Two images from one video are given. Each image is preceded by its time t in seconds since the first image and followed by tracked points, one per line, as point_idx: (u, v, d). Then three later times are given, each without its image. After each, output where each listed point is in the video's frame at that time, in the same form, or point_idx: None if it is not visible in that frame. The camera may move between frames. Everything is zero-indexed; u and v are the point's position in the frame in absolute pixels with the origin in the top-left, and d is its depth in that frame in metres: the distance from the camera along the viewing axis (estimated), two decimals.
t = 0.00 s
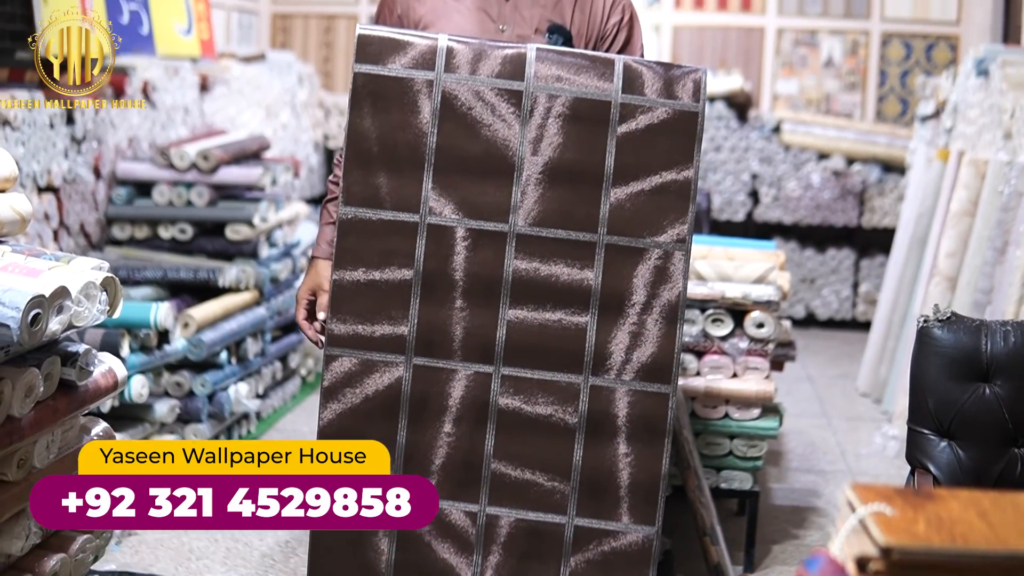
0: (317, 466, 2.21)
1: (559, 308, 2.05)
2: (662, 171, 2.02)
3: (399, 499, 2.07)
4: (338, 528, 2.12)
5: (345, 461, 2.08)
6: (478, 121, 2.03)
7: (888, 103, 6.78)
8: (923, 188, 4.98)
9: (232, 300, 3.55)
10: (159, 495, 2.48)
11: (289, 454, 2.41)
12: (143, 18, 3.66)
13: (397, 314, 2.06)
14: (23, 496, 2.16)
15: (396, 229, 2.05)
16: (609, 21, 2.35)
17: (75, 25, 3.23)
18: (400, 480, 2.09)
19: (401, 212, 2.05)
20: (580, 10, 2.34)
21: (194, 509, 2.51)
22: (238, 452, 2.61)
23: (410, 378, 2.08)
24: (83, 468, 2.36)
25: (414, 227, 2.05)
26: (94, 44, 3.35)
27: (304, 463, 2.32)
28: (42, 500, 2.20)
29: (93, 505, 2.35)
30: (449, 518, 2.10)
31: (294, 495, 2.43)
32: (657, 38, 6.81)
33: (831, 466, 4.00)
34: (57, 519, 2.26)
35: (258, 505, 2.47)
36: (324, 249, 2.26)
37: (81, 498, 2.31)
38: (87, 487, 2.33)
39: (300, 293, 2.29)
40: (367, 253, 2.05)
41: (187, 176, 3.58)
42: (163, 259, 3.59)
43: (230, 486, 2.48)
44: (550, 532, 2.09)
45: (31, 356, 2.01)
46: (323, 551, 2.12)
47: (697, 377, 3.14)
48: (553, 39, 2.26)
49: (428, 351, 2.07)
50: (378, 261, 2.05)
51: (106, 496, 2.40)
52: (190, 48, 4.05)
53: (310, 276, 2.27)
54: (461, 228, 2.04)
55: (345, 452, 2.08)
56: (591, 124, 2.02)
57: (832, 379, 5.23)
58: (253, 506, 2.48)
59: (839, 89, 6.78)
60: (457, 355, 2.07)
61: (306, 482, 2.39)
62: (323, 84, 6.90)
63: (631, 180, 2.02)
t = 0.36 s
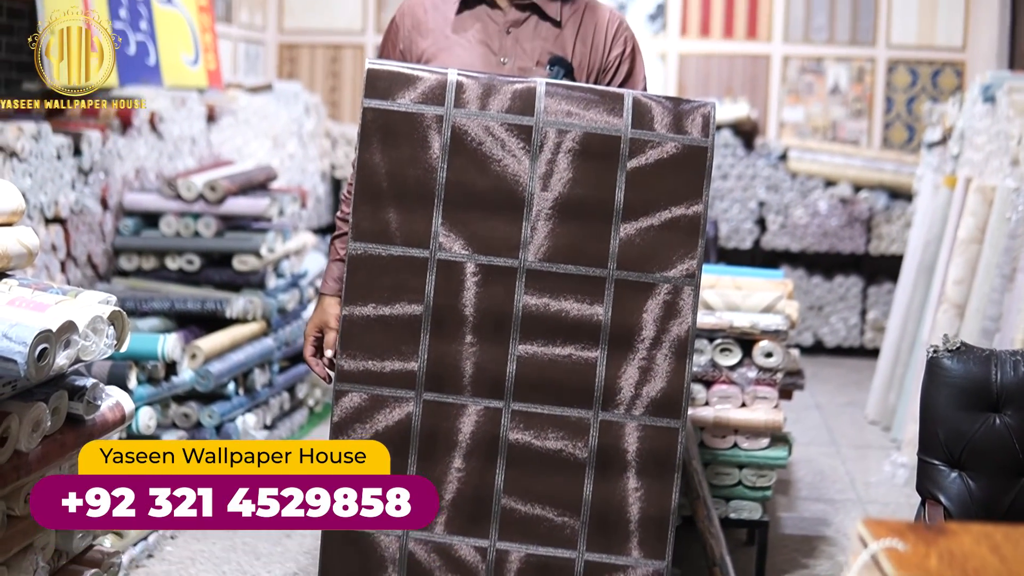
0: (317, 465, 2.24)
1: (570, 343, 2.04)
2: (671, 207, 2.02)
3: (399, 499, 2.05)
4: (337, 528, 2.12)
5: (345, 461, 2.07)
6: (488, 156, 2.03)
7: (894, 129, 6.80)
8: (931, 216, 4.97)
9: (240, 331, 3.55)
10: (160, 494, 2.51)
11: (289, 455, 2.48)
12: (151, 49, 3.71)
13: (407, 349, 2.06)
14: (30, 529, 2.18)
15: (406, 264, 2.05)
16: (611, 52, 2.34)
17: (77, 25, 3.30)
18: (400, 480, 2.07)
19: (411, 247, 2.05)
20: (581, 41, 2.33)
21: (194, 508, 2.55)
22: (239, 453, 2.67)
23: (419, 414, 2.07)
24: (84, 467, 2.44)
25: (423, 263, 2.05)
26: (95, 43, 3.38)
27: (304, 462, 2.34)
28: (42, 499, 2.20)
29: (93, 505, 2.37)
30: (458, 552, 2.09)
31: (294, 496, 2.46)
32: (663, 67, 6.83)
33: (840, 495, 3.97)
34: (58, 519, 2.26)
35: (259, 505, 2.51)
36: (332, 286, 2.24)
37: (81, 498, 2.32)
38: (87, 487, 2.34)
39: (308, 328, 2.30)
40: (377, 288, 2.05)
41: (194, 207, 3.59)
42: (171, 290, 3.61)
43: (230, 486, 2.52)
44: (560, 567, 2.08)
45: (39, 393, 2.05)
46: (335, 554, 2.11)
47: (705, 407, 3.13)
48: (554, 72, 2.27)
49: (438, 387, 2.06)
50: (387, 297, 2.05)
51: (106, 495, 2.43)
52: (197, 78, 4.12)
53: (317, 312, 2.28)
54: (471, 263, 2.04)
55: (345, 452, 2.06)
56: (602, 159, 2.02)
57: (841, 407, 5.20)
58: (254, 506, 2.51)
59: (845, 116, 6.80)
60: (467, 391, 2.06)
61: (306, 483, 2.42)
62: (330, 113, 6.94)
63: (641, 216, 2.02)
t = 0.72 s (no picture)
0: (318, 465, 2.25)
1: (576, 379, 2.04)
2: (677, 241, 2.01)
3: (399, 499, 2.01)
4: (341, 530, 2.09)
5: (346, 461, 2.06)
6: (492, 192, 2.02)
7: (901, 156, 6.81)
8: (938, 243, 4.96)
9: (246, 359, 3.55)
10: (159, 494, 2.40)
11: (289, 453, 2.42)
12: (157, 76, 3.89)
13: (413, 386, 2.05)
14: (36, 561, 2.24)
15: (411, 301, 2.04)
16: (618, 81, 2.35)
17: (78, 24, 3.36)
18: (400, 480, 2.04)
19: (416, 284, 2.04)
20: (588, 70, 2.35)
21: (194, 509, 2.43)
22: (239, 452, 2.57)
23: (426, 452, 2.06)
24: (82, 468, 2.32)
25: (428, 299, 2.04)
26: (94, 44, 3.43)
27: (304, 462, 2.35)
28: (41, 499, 2.22)
29: (93, 506, 2.34)
30: None
31: (295, 495, 2.38)
32: (669, 94, 6.86)
33: (849, 524, 3.93)
34: (57, 519, 2.26)
35: (258, 505, 2.40)
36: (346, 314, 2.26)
37: (81, 498, 2.31)
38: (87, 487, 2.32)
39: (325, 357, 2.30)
40: (381, 325, 2.04)
41: (200, 236, 3.62)
42: (177, 318, 3.61)
43: (230, 486, 2.42)
44: None
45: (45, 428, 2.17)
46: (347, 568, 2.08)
47: (713, 437, 3.11)
48: (560, 102, 2.26)
49: (443, 423, 2.05)
50: (392, 334, 2.04)
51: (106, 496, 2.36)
52: (203, 106, 4.33)
53: (333, 340, 2.29)
54: (476, 300, 2.03)
55: (346, 452, 2.04)
56: (608, 195, 2.02)
57: (849, 436, 5.16)
58: (254, 506, 2.40)
59: (852, 143, 6.81)
60: (473, 427, 2.05)
61: (307, 482, 2.35)
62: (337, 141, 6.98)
63: (647, 251, 2.02)
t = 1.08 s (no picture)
0: (318, 465, 2.29)
1: (582, 411, 2.02)
2: (684, 273, 2.00)
3: (399, 500, 1.98)
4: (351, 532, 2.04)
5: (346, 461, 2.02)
6: (497, 225, 2.01)
7: (905, 185, 6.81)
8: (943, 272, 4.94)
9: (250, 390, 3.55)
10: (159, 495, 2.41)
11: (288, 454, 2.43)
12: (161, 106, 3.96)
13: (418, 419, 2.03)
14: None
15: (416, 333, 2.02)
16: (624, 113, 2.35)
17: (78, 24, 3.38)
18: (400, 480, 2.01)
19: (420, 316, 2.02)
20: (594, 102, 2.35)
21: (194, 509, 2.45)
22: (238, 452, 2.58)
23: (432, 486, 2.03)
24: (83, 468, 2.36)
25: (433, 331, 2.02)
26: (94, 44, 3.47)
27: (304, 462, 2.38)
28: (42, 497, 2.22)
29: (93, 506, 2.35)
30: None
31: (295, 495, 2.39)
32: (673, 123, 6.88)
33: (855, 554, 3.89)
34: (57, 519, 2.28)
35: (258, 505, 2.42)
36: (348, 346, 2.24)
37: (81, 498, 2.32)
38: (87, 487, 2.33)
39: (326, 391, 2.29)
40: (387, 357, 2.02)
41: (204, 266, 3.63)
42: (180, 348, 3.61)
43: (230, 486, 2.44)
44: None
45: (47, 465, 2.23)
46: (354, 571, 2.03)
47: (719, 468, 3.09)
48: (568, 133, 2.26)
49: (449, 457, 2.03)
50: (398, 366, 2.02)
51: (106, 496, 2.38)
52: (207, 136, 4.42)
53: (335, 373, 2.27)
54: (482, 332, 2.02)
55: (346, 452, 2.00)
56: (614, 226, 2.01)
57: (854, 465, 5.12)
58: (254, 506, 2.42)
59: (856, 171, 6.82)
60: (479, 459, 2.03)
61: (307, 482, 2.37)
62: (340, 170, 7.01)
63: (653, 282, 2.01)
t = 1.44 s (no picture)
0: (317, 465, 2.13)
1: (583, 439, 1.96)
2: (687, 298, 1.94)
3: (399, 499, 1.91)
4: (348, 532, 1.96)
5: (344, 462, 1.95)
6: (497, 250, 1.95)
7: (909, 211, 6.81)
8: (947, 298, 4.93)
9: (251, 417, 3.52)
10: (159, 494, 2.25)
11: (289, 453, 2.24)
12: (163, 132, 4.05)
13: (418, 446, 1.95)
14: None
15: (416, 361, 1.95)
16: (623, 141, 2.34)
17: (77, 24, 3.44)
18: (400, 479, 1.94)
19: (420, 341, 1.95)
20: (594, 130, 2.33)
21: (194, 509, 2.29)
22: (237, 452, 2.41)
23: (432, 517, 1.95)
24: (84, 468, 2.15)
25: (433, 358, 1.95)
26: (94, 43, 3.52)
27: (304, 462, 2.19)
28: (41, 500, 2.15)
29: (93, 506, 2.22)
30: None
31: (295, 495, 2.24)
32: (676, 148, 6.91)
33: None
34: (57, 519, 2.18)
35: (259, 506, 2.26)
36: (343, 371, 2.24)
37: (81, 498, 2.19)
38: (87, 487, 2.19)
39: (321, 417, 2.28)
40: (385, 383, 1.95)
41: (205, 291, 3.65)
42: (181, 374, 3.61)
43: (230, 485, 2.27)
44: None
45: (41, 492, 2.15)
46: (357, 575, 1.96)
47: (722, 497, 3.07)
48: (568, 163, 2.23)
49: (450, 485, 1.95)
50: (398, 391, 1.95)
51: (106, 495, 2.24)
52: (210, 160, 4.52)
53: (329, 399, 2.25)
54: (482, 358, 1.95)
55: (345, 452, 1.94)
56: (616, 252, 1.95)
57: (858, 493, 5.08)
58: (253, 506, 2.26)
59: (859, 198, 6.82)
60: (479, 487, 1.96)
61: (307, 481, 2.21)
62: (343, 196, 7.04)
63: (656, 308, 1.94)
